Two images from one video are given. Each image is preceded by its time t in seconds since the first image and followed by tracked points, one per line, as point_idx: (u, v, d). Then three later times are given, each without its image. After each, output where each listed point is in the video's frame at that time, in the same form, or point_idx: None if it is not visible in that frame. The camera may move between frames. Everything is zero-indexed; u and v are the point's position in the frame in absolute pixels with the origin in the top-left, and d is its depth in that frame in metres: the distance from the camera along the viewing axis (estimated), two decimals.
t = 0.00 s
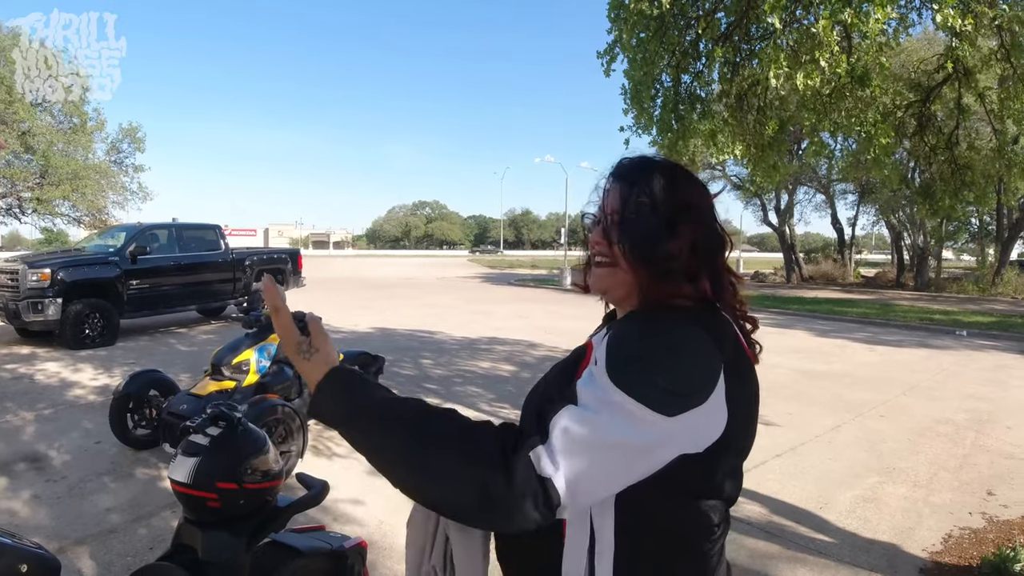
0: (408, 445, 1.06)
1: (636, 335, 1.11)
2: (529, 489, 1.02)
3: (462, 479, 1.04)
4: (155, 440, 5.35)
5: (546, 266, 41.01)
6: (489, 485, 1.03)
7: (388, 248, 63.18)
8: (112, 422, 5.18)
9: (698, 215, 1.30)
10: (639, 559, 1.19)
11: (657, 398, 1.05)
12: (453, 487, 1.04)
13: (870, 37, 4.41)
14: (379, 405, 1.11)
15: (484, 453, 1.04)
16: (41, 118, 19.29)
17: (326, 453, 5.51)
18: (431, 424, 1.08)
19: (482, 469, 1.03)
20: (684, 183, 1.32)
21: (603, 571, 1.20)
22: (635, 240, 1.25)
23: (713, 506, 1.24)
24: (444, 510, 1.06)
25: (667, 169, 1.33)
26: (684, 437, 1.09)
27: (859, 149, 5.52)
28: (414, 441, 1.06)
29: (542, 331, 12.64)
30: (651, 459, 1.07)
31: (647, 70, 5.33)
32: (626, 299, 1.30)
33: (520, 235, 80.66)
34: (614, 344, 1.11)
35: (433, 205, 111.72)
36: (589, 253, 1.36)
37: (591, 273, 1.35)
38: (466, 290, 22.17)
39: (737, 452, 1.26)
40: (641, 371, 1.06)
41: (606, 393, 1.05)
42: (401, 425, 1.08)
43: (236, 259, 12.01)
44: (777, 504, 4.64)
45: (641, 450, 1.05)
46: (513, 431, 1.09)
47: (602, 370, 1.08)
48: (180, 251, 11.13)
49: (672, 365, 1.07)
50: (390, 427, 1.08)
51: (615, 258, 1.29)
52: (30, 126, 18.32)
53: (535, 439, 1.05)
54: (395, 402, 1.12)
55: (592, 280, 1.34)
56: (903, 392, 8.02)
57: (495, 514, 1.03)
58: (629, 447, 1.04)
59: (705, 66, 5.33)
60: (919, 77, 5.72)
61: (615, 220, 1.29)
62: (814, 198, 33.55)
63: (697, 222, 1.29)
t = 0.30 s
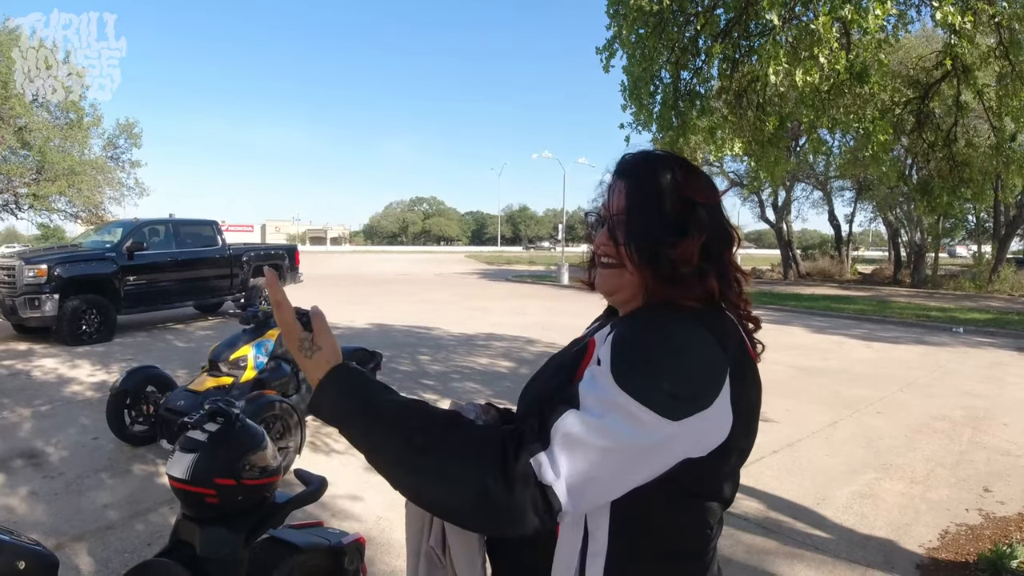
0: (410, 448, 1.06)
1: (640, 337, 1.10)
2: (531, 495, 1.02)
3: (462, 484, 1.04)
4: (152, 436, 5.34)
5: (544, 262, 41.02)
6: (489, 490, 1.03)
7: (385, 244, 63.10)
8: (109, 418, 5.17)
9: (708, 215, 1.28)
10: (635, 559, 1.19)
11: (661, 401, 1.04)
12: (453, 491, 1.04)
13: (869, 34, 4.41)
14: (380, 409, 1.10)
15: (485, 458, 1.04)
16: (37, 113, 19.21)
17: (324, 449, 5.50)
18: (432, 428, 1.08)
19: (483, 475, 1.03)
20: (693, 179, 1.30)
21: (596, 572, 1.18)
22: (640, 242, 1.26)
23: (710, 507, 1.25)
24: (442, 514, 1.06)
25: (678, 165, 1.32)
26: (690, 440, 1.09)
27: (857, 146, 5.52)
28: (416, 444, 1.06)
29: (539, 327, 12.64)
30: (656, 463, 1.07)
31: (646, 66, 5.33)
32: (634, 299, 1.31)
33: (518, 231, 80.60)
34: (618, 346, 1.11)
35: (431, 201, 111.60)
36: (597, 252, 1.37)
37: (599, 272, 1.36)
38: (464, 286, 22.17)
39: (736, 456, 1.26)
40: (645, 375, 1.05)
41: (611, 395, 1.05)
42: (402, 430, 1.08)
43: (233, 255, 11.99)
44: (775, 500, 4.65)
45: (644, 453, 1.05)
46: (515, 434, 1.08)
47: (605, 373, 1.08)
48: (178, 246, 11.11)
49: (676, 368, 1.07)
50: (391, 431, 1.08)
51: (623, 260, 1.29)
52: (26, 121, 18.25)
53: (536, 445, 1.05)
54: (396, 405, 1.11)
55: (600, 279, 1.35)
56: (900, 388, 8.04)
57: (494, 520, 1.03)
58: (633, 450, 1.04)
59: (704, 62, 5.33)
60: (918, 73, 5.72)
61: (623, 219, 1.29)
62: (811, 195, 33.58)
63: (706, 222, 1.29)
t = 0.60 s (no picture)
0: (423, 445, 1.04)
1: (663, 338, 1.11)
2: (547, 493, 1.01)
3: (473, 481, 1.02)
4: (152, 432, 5.34)
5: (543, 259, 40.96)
6: (500, 486, 1.01)
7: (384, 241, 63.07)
8: (110, 414, 5.17)
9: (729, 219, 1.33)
10: (640, 558, 1.19)
11: (681, 401, 1.05)
12: (467, 488, 1.02)
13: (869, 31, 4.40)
14: (389, 406, 1.08)
15: (499, 454, 1.02)
16: (37, 109, 19.20)
17: (324, 445, 5.50)
18: (443, 425, 1.06)
19: (496, 473, 1.01)
20: (721, 191, 1.34)
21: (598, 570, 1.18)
22: (670, 243, 1.27)
23: (715, 508, 1.25)
24: (452, 510, 1.04)
25: (697, 170, 1.35)
26: (707, 441, 1.10)
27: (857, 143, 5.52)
28: (430, 441, 1.04)
29: (539, 324, 12.64)
30: (673, 463, 1.08)
31: (647, 63, 5.32)
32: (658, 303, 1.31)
33: (518, 228, 80.53)
34: (638, 345, 1.11)
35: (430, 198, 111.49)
36: (616, 254, 1.36)
37: (618, 274, 1.36)
38: (464, 283, 22.15)
39: (745, 459, 1.26)
40: (666, 376, 1.06)
41: (633, 394, 1.04)
42: (411, 428, 1.05)
43: (233, 251, 11.98)
44: (774, 497, 4.66)
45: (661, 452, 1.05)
46: (529, 431, 1.07)
47: (626, 371, 1.07)
48: (177, 243, 11.10)
49: (695, 369, 1.08)
50: (402, 428, 1.06)
51: (652, 264, 1.29)
52: (26, 117, 18.22)
53: (554, 443, 1.03)
54: (405, 402, 1.08)
55: (620, 281, 1.35)
56: (899, 386, 8.05)
57: (508, 519, 1.01)
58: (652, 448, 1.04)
59: (705, 59, 5.32)
60: (919, 71, 5.71)
61: (657, 225, 1.29)
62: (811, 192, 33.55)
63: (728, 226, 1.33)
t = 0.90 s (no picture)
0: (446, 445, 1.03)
1: (688, 333, 1.12)
2: (573, 487, 1.00)
3: (498, 480, 1.00)
4: (152, 429, 5.35)
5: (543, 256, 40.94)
6: (525, 483, 0.99)
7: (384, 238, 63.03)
8: (110, 411, 5.17)
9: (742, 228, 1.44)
10: (656, 553, 1.21)
11: (704, 392, 1.06)
12: (489, 486, 1.00)
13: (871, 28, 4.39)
14: (410, 406, 1.06)
15: (523, 451, 1.01)
16: (37, 105, 19.18)
17: (324, 442, 5.51)
18: (466, 423, 1.04)
19: (523, 470, 0.99)
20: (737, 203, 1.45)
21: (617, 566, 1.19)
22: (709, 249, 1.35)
23: (724, 497, 1.27)
24: (473, 506, 1.03)
25: (716, 176, 1.44)
26: (727, 434, 1.11)
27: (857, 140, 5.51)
28: (453, 440, 1.03)
29: (539, 321, 12.64)
30: (700, 456, 1.08)
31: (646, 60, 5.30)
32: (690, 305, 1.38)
33: (517, 224, 80.46)
34: (660, 339, 1.12)
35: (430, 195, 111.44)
36: (645, 254, 1.39)
37: (646, 274, 1.40)
38: (464, 280, 22.15)
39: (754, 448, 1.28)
40: (690, 369, 1.07)
41: (658, 387, 1.05)
42: (432, 428, 1.04)
43: (232, 247, 11.98)
44: (773, 493, 4.66)
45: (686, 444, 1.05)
46: (552, 427, 1.06)
47: (651, 365, 1.07)
48: (177, 239, 11.09)
49: (718, 361, 1.09)
50: (424, 428, 1.04)
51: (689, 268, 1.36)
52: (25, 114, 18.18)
53: (580, 438, 1.02)
54: (426, 402, 1.08)
55: (649, 283, 1.40)
56: (899, 383, 8.06)
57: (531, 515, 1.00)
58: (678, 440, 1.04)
59: (705, 55, 5.32)
60: (919, 68, 5.71)
61: (696, 231, 1.36)
62: (810, 189, 33.54)
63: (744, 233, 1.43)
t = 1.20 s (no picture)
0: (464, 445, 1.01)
1: (700, 332, 1.12)
2: (592, 487, 0.99)
3: (513, 480, 0.99)
4: (147, 428, 5.34)
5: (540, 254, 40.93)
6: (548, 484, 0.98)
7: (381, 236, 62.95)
8: (105, 410, 5.15)
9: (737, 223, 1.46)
10: (664, 546, 1.23)
11: (719, 387, 1.06)
12: (508, 487, 0.99)
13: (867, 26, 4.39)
14: (422, 405, 1.05)
15: (542, 453, 1.00)
16: (31, 103, 19.09)
17: (320, 440, 5.50)
18: (481, 420, 1.02)
19: (540, 467, 0.99)
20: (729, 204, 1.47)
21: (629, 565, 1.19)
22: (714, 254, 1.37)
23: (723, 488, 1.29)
24: (486, 506, 1.02)
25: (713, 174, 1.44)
26: (739, 428, 1.11)
27: (854, 138, 5.52)
28: (472, 440, 1.01)
29: (535, 319, 12.63)
30: (714, 452, 1.08)
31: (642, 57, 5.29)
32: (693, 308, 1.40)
33: (514, 222, 80.43)
34: (670, 337, 1.11)
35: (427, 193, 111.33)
36: (649, 260, 1.39)
37: (649, 281, 1.41)
38: (460, 277, 22.14)
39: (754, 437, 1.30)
40: (706, 367, 1.07)
41: (674, 384, 1.04)
42: (448, 430, 1.02)
43: (228, 245, 11.96)
44: (769, 491, 4.67)
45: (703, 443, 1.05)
46: (568, 424, 1.05)
47: (664, 364, 1.07)
48: (173, 237, 11.05)
49: (731, 357, 1.10)
50: (439, 430, 1.02)
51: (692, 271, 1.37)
52: (21, 111, 18.10)
53: (597, 436, 1.01)
54: (437, 400, 1.06)
55: (652, 289, 1.41)
56: (895, 381, 8.07)
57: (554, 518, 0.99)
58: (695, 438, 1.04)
59: (701, 53, 5.31)
60: (915, 66, 5.71)
61: (700, 238, 1.37)
62: (807, 187, 33.58)
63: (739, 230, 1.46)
